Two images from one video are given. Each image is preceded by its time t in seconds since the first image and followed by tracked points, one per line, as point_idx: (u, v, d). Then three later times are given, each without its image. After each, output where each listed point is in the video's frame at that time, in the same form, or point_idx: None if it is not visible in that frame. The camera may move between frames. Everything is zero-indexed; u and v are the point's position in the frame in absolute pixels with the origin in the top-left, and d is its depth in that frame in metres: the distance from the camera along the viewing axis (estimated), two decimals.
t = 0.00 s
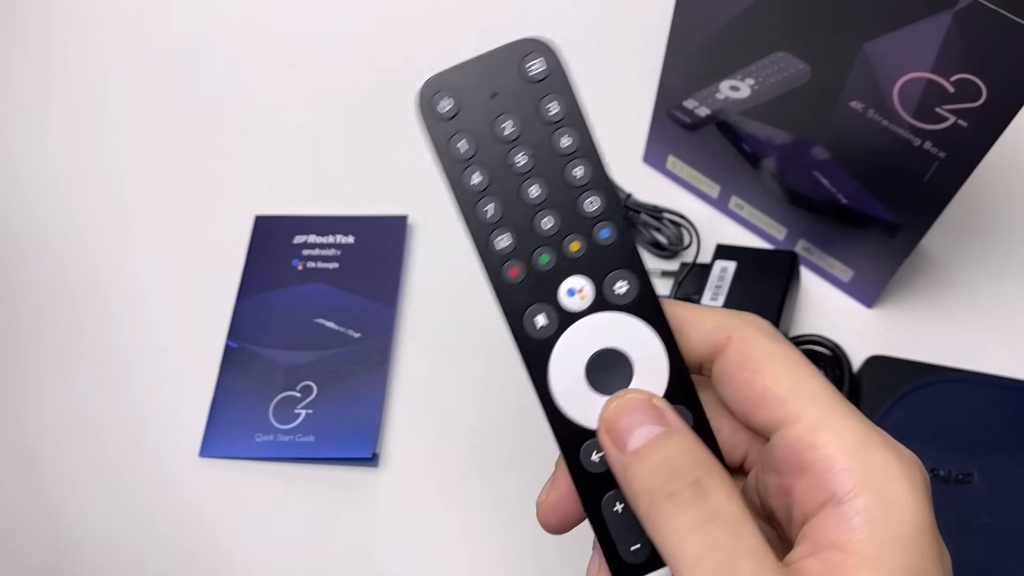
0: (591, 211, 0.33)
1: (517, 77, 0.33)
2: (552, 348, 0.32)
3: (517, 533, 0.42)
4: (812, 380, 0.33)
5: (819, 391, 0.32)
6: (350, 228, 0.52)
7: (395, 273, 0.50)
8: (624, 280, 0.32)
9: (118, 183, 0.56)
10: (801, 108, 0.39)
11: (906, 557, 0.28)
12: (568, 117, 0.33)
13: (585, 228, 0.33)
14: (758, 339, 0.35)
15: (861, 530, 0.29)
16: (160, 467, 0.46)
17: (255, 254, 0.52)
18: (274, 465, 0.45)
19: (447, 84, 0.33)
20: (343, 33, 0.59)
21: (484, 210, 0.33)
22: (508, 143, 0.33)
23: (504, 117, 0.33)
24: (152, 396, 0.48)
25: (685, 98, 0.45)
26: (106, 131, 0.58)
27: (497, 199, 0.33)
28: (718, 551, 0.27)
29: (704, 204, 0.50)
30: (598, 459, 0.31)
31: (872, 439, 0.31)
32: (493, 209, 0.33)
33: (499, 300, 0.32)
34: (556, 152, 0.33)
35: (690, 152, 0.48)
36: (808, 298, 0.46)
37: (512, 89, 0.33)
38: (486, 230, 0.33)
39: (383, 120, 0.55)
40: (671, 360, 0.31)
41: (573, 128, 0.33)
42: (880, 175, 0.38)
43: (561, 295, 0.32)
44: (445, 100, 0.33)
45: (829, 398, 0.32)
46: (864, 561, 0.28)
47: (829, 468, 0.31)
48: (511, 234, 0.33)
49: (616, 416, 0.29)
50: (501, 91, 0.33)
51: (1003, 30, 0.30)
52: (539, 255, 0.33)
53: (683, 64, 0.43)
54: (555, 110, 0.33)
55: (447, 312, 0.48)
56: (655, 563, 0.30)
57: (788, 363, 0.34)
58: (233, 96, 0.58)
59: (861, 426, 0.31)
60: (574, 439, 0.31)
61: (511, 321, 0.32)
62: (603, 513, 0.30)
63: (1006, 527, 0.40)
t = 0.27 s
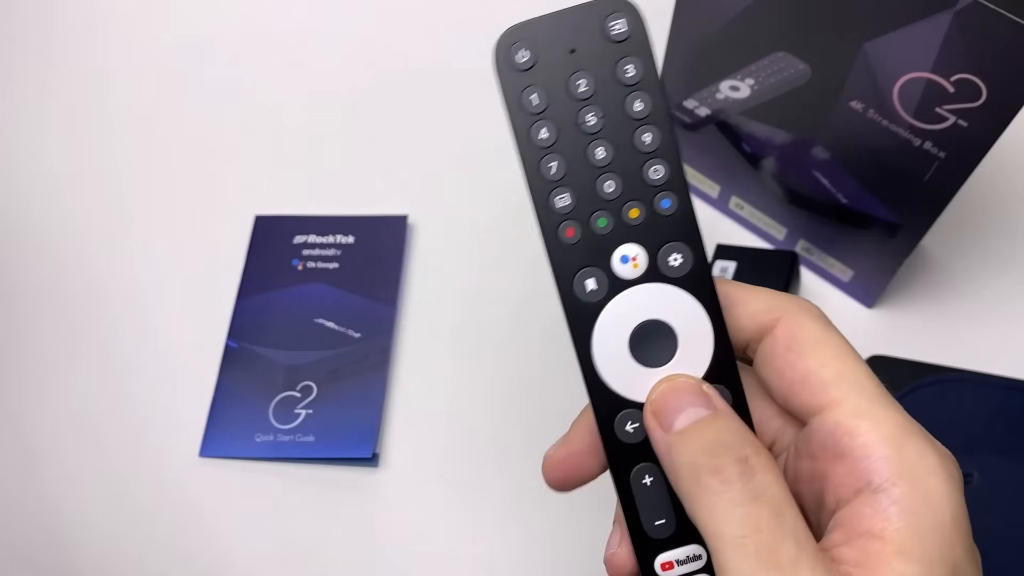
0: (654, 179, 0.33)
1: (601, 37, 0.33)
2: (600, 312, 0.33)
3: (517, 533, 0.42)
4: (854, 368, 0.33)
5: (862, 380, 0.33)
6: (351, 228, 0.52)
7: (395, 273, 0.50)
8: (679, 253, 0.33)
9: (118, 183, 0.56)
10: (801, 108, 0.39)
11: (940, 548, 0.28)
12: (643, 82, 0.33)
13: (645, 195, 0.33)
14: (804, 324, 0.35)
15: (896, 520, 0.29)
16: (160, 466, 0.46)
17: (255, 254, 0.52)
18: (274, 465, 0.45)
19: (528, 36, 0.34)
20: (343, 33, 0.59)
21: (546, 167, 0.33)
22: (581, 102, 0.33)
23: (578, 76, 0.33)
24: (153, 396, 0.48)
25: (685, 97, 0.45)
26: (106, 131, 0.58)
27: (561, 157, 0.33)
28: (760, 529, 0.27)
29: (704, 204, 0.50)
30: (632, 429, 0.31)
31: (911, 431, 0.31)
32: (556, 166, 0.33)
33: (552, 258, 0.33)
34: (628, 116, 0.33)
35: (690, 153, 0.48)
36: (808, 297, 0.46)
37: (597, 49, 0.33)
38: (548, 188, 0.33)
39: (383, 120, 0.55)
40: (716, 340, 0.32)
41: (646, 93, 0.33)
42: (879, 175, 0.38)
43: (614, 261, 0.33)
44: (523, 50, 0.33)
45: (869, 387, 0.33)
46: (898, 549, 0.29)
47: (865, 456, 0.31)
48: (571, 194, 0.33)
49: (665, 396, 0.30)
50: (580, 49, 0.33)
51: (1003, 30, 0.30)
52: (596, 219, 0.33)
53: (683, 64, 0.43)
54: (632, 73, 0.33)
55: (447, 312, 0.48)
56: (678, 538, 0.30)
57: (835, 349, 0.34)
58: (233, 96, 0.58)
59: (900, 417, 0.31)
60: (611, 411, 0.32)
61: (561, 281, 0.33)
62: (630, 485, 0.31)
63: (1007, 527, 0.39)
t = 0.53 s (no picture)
0: (677, 145, 0.33)
1: (645, 11, 0.33)
2: (611, 259, 0.33)
3: (517, 533, 0.42)
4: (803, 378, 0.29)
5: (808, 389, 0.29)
6: (350, 228, 0.52)
7: (395, 273, 0.50)
8: (690, 216, 0.33)
9: (118, 183, 0.56)
10: (801, 108, 0.39)
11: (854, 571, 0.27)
12: (681, 54, 0.33)
13: (667, 159, 0.33)
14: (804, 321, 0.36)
15: (911, 501, 0.31)
16: (160, 466, 0.46)
17: (255, 254, 0.52)
18: (274, 465, 0.45)
19: None
20: (343, 33, 0.59)
21: (578, 120, 0.33)
22: (619, 65, 0.33)
23: (619, 42, 0.33)
24: (153, 395, 0.48)
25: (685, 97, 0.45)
26: (106, 132, 0.58)
27: (593, 112, 0.33)
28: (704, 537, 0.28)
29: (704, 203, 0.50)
30: (622, 376, 0.32)
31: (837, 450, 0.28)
32: (588, 120, 0.33)
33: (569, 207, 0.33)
34: (661, 84, 0.33)
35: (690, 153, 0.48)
36: (808, 297, 0.46)
37: (640, 20, 0.33)
38: (576, 139, 0.33)
39: (383, 120, 0.55)
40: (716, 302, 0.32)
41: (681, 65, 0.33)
42: (880, 175, 0.38)
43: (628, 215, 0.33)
44: (572, 13, 0.33)
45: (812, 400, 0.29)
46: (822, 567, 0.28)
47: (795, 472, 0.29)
48: (598, 146, 0.33)
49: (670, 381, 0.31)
50: (625, 20, 0.33)
51: (1003, 30, 0.30)
52: (617, 173, 0.33)
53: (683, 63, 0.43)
54: (669, 46, 0.33)
55: (447, 313, 0.48)
56: (652, 492, 0.31)
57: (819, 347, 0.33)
58: (233, 96, 0.58)
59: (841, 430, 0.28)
60: (609, 399, 0.32)
61: (576, 229, 0.33)
62: (613, 431, 0.32)
63: (1007, 527, 0.39)
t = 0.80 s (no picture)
0: (599, 181, 0.34)
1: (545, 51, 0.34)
2: (553, 307, 0.33)
3: (517, 533, 0.42)
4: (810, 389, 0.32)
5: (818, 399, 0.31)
6: (351, 228, 0.52)
7: (395, 274, 0.50)
8: (624, 251, 0.33)
9: (118, 183, 0.56)
10: (801, 108, 0.39)
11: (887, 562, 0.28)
12: (589, 90, 0.34)
13: (591, 197, 0.34)
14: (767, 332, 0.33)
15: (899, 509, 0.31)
16: (160, 466, 0.46)
17: (255, 255, 0.52)
18: (274, 465, 0.45)
19: (485, 52, 0.34)
20: (343, 33, 0.59)
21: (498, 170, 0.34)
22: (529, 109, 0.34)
23: (527, 87, 0.34)
24: (153, 395, 0.48)
25: (685, 98, 0.45)
26: (106, 132, 0.58)
27: (511, 161, 0.34)
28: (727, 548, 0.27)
29: (704, 203, 0.50)
30: (585, 423, 0.32)
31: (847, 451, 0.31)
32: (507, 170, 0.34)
33: (504, 258, 0.33)
34: (572, 125, 0.34)
35: (690, 153, 0.48)
36: (807, 298, 0.46)
37: (541, 60, 0.34)
38: (499, 190, 0.34)
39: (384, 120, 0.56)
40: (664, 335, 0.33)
41: (592, 101, 0.34)
42: (879, 176, 0.39)
43: (563, 258, 0.33)
44: (477, 66, 0.34)
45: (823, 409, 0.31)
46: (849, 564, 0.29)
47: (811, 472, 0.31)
48: (521, 196, 0.34)
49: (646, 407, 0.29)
50: (527, 64, 0.34)
51: (1003, 30, 0.31)
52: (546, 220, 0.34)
53: (683, 63, 0.43)
54: (576, 84, 0.34)
55: (448, 312, 0.48)
56: (632, 535, 0.31)
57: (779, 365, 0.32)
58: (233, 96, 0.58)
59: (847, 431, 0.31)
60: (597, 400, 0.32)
61: (513, 277, 0.33)
62: (585, 479, 0.32)
63: (1006, 527, 0.39)
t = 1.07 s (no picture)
0: (571, 216, 0.34)
1: (503, 89, 0.34)
2: (539, 345, 0.33)
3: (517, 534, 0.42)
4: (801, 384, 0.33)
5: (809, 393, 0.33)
6: (351, 228, 0.52)
7: (395, 274, 0.50)
8: (605, 282, 0.33)
9: (118, 183, 0.56)
10: (801, 108, 0.39)
11: (900, 541, 0.28)
12: (550, 127, 0.34)
13: (566, 233, 0.34)
14: (745, 343, 0.35)
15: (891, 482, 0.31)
16: (160, 466, 0.46)
17: (255, 255, 0.52)
18: (274, 465, 0.45)
19: (436, 98, 0.34)
20: (343, 34, 0.59)
21: (468, 216, 0.33)
22: (492, 152, 0.34)
23: (488, 128, 0.34)
24: (153, 395, 0.48)
25: (685, 98, 0.45)
26: (106, 132, 0.58)
27: (482, 206, 0.34)
28: (716, 541, 0.27)
29: (704, 203, 0.50)
30: (582, 456, 0.31)
31: (852, 434, 0.31)
32: (479, 215, 0.33)
33: (485, 302, 0.33)
34: (538, 160, 0.34)
35: (690, 153, 0.48)
36: (807, 298, 0.46)
37: (498, 100, 0.34)
38: (473, 236, 0.33)
39: (383, 120, 0.55)
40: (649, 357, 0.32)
41: (555, 138, 0.34)
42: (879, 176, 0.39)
43: (544, 296, 0.33)
44: (433, 111, 0.34)
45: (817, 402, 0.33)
46: (859, 548, 0.28)
47: (813, 460, 0.31)
48: (496, 239, 0.33)
49: (617, 424, 0.30)
50: (487, 105, 0.34)
51: (1003, 31, 0.30)
52: (522, 259, 0.33)
53: (683, 63, 0.43)
54: (538, 121, 0.34)
55: (448, 312, 0.48)
56: (642, 557, 0.30)
57: (766, 366, 0.34)
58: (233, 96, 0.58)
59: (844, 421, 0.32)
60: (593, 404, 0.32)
61: (497, 322, 0.33)
62: (588, 509, 0.30)
63: (1007, 527, 0.39)
